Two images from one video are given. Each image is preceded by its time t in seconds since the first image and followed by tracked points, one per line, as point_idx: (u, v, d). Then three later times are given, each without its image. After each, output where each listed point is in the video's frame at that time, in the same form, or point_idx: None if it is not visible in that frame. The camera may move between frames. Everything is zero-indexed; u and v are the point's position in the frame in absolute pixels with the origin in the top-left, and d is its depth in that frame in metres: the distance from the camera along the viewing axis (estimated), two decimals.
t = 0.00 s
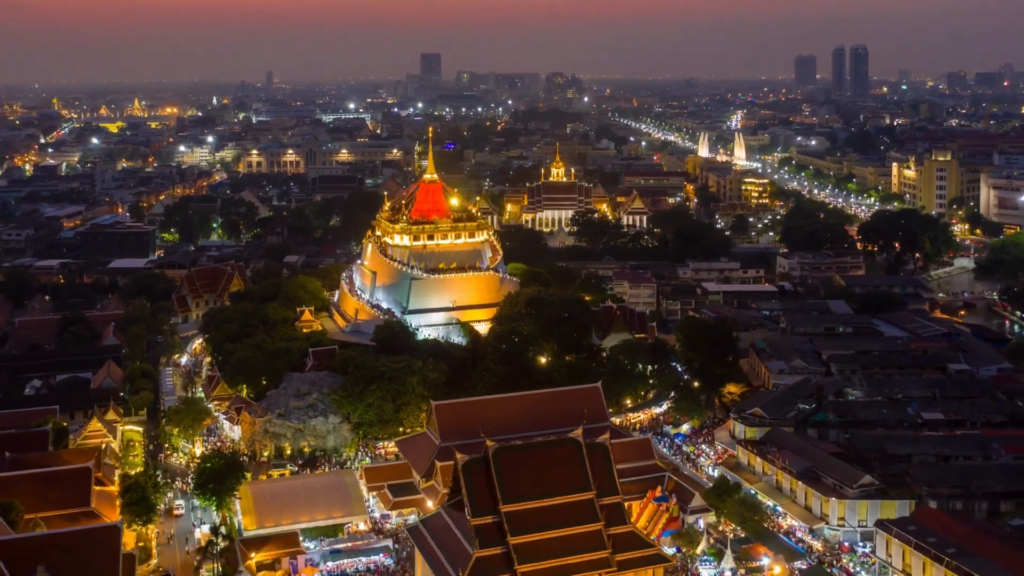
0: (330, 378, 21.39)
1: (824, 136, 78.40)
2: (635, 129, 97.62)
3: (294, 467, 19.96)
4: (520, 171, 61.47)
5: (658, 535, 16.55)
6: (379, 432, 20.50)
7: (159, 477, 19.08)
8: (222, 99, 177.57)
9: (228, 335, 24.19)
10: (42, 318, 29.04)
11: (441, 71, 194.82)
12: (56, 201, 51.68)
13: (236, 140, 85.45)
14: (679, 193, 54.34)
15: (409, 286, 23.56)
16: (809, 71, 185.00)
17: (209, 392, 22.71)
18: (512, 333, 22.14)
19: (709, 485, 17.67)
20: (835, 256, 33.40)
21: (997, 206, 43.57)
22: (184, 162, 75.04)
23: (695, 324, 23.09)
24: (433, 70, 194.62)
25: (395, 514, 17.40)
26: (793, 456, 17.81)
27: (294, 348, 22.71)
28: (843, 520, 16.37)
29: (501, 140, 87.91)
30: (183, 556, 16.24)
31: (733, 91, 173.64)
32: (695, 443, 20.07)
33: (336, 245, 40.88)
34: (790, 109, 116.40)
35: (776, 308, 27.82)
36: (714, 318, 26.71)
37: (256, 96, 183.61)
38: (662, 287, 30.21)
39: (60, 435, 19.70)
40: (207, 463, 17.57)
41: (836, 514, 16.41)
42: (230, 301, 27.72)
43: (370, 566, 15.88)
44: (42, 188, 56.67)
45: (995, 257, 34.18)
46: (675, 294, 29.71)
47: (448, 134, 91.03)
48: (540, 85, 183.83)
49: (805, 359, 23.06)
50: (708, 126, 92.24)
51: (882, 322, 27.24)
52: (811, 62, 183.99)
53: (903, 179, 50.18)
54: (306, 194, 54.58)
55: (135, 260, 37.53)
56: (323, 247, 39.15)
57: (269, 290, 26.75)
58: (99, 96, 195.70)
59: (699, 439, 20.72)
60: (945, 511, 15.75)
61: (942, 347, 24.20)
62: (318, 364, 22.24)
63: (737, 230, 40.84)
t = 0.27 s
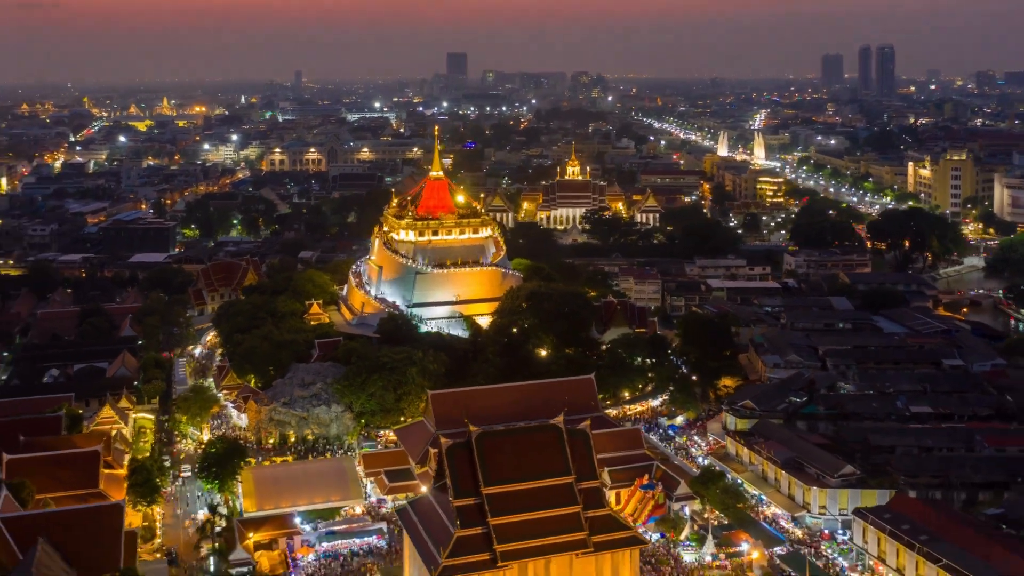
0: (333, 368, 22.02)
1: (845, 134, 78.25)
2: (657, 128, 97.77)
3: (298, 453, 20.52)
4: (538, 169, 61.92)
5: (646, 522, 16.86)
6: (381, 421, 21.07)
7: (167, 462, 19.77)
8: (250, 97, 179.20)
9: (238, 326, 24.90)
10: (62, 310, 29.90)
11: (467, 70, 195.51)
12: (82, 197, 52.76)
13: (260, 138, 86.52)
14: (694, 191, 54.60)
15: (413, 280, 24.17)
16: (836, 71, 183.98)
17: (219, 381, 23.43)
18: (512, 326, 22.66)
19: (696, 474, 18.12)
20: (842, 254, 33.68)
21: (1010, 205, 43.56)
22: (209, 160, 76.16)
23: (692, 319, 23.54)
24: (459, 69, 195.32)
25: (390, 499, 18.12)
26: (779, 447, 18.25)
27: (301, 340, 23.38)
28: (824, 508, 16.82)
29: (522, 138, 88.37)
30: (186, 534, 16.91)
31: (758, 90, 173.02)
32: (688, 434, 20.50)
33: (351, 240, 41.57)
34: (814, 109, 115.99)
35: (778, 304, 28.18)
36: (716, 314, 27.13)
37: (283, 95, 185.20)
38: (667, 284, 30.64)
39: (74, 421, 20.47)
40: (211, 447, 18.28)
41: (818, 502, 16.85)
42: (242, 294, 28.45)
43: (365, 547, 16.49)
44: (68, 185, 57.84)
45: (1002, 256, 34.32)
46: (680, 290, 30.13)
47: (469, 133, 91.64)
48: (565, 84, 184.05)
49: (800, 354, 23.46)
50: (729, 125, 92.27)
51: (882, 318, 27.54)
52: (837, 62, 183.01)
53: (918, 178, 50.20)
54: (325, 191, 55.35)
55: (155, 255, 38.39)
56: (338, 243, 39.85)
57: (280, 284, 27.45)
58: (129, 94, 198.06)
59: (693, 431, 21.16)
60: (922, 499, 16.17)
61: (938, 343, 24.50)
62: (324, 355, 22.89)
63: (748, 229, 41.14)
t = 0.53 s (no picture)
0: (339, 359, 22.68)
1: (866, 134, 78.06)
2: (679, 127, 97.87)
3: (302, 440, 21.10)
4: (557, 167, 62.40)
5: (633, 508, 17.45)
6: (384, 411, 21.64)
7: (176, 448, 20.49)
8: (278, 97, 180.76)
9: (249, 318, 25.64)
10: (83, 303, 30.82)
11: (493, 70, 196.15)
12: (108, 194, 53.89)
13: (285, 137, 87.58)
14: (710, 190, 54.92)
15: (418, 275, 24.80)
16: (863, 70, 182.87)
17: (230, 371, 24.19)
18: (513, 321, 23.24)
19: (685, 462, 18.61)
20: (849, 252, 33.98)
21: None
22: (234, 158, 77.26)
23: (694, 314, 24.01)
24: (485, 69, 196.00)
25: (388, 484, 18.73)
26: (766, 437, 18.71)
27: (309, 332, 24.08)
28: (807, 497, 17.23)
29: (544, 137, 88.85)
30: (190, 515, 17.59)
31: (784, 89, 172.48)
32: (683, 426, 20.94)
33: (368, 236, 42.28)
34: (838, 108, 115.50)
35: (781, 300, 28.57)
36: (718, 310, 27.56)
37: (310, 95, 186.71)
38: (673, 280, 31.10)
39: (88, 407, 21.29)
40: (217, 433, 18.99)
41: (801, 491, 17.28)
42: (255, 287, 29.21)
43: (361, 529, 17.08)
44: (95, 182, 59.05)
45: (1010, 255, 34.46)
46: (685, 286, 30.59)
47: (492, 132, 92.26)
48: (591, 83, 184.18)
49: (797, 349, 23.89)
50: (751, 125, 92.30)
51: (883, 315, 27.88)
52: (864, 61, 181.90)
53: (934, 178, 50.23)
54: (345, 189, 56.16)
55: (175, 250, 39.31)
56: (353, 239, 40.58)
57: (292, 278, 28.19)
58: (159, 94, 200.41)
59: (689, 422, 21.60)
60: (901, 488, 16.58)
61: (936, 339, 24.85)
62: (330, 346, 23.57)
63: (761, 228, 41.48)
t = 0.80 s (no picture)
0: (344, 351, 23.27)
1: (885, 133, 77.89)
2: (698, 126, 97.93)
3: (308, 430, 21.66)
4: (572, 166, 62.78)
5: (624, 495, 18.00)
6: (389, 402, 22.16)
7: (185, 436, 21.12)
8: (302, 96, 181.97)
9: (260, 311, 26.30)
10: (101, 296, 31.61)
11: (515, 69, 196.51)
12: (129, 191, 54.83)
13: (306, 135, 88.45)
14: (724, 189, 55.17)
15: (424, 270, 25.36)
16: (887, 70, 181.82)
17: (240, 363, 24.85)
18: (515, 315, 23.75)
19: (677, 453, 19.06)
20: (855, 250, 34.26)
21: None
22: (255, 156, 78.19)
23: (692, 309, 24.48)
24: (507, 68, 196.36)
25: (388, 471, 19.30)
26: (756, 429, 19.14)
27: (317, 325, 24.70)
28: (794, 487, 17.64)
29: (562, 136, 89.22)
30: (196, 499, 18.23)
31: (806, 89, 171.87)
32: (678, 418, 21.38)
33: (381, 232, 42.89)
34: (860, 108, 115.08)
35: (784, 297, 28.92)
36: (720, 306, 27.96)
37: (334, 93, 187.92)
38: (679, 277, 31.50)
39: (102, 396, 22.01)
40: (223, 421, 19.65)
41: (788, 481, 17.70)
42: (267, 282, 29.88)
43: (360, 513, 17.66)
44: (118, 179, 60.05)
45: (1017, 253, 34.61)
46: (690, 283, 30.99)
47: (511, 131, 92.76)
48: (612, 82, 184.21)
49: (795, 344, 24.27)
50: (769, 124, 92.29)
51: (885, 312, 28.19)
52: (888, 60, 180.81)
53: (947, 178, 50.27)
54: (362, 187, 56.84)
55: (193, 245, 40.09)
56: (367, 235, 41.22)
57: (303, 273, 28.84)
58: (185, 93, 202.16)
59: (685, 415, 22.04)
60: (886, 479, 16.98)
61: (934, 335, 25.16)
62: (337, 339, 24.18)
63: (771, 227, 41.75)
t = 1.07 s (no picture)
0: (352, 342, 23.96)
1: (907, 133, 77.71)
2: (721, 125, 98.02)
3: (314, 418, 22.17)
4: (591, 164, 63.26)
5: (617, 483, 18.38)
6: (394, 391, 22.77)
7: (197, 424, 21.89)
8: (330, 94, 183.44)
9: (273, 303, 27.07)
10: (123, 289, 32.56)
11: (541, 68, 196.90)
12: (154, 188, 55.97)
13: (330, 133, 89.44)
14: (741, 187, 55.48)
15: (431, 264, 26.04)
16: (915, 69, 180.56)
17: (253, 354, 25.64)
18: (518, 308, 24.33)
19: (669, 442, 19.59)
20: (863, 247, 34.59)
21: None
22: (280, 154, 79.28)
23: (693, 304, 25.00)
24: (533, 67, 196.80)
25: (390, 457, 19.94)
26: (747, 420, 19.66)
27: (327, 317, 25.42)
28: (781, 476, 18.12)
29: (584, 134, 89.68)
30: (204, 481, 18.98)
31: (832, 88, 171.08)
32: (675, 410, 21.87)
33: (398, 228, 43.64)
34: (885, 107, 114.63)
35: (788, 293, 29.35)
36: (723, 302, 28.44)
37: (361, 92, 189.20)
38: (685, 273, 31.99)
39: (118, 384, 22.87)
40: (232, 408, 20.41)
41: (775, 470, 18.17)
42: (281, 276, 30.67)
43: (360, 497, 18.32)
44: (144, 176, 61.25)
45: None
46: (696, 279, 31.47)
47: (533, 130, 93.32)
48: (638, 81, 184.23)
49: (793, 339, 24.73)
50: (791, 123, 92.27)
51: (887, 309, 28.56)
52: (916, 59, 179.50)
53: (963, 177, 50.32)
54: (382, 184, 57.65)
55: (213, 241, 41.02)
56: (383, 231, 41.98)
57: (316, 267, 29.61)
58: (214, 92, 204.19)
59: (683, 406, 22.54)
60: (869, 468, 17.49)
61: (932, 332, 25.53)
62: (346, 331, 24.90)
63: (783, 225, 42.08)
